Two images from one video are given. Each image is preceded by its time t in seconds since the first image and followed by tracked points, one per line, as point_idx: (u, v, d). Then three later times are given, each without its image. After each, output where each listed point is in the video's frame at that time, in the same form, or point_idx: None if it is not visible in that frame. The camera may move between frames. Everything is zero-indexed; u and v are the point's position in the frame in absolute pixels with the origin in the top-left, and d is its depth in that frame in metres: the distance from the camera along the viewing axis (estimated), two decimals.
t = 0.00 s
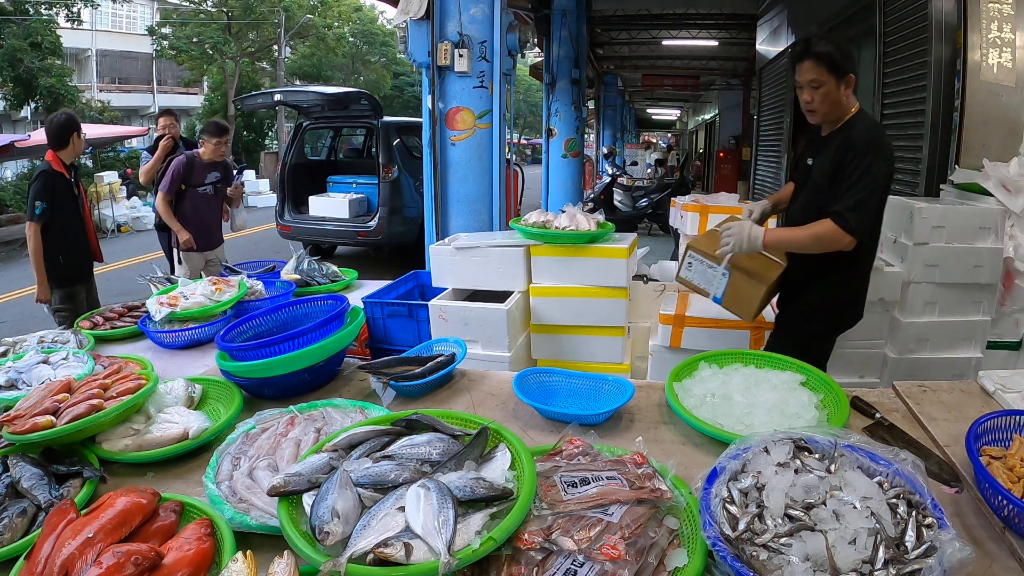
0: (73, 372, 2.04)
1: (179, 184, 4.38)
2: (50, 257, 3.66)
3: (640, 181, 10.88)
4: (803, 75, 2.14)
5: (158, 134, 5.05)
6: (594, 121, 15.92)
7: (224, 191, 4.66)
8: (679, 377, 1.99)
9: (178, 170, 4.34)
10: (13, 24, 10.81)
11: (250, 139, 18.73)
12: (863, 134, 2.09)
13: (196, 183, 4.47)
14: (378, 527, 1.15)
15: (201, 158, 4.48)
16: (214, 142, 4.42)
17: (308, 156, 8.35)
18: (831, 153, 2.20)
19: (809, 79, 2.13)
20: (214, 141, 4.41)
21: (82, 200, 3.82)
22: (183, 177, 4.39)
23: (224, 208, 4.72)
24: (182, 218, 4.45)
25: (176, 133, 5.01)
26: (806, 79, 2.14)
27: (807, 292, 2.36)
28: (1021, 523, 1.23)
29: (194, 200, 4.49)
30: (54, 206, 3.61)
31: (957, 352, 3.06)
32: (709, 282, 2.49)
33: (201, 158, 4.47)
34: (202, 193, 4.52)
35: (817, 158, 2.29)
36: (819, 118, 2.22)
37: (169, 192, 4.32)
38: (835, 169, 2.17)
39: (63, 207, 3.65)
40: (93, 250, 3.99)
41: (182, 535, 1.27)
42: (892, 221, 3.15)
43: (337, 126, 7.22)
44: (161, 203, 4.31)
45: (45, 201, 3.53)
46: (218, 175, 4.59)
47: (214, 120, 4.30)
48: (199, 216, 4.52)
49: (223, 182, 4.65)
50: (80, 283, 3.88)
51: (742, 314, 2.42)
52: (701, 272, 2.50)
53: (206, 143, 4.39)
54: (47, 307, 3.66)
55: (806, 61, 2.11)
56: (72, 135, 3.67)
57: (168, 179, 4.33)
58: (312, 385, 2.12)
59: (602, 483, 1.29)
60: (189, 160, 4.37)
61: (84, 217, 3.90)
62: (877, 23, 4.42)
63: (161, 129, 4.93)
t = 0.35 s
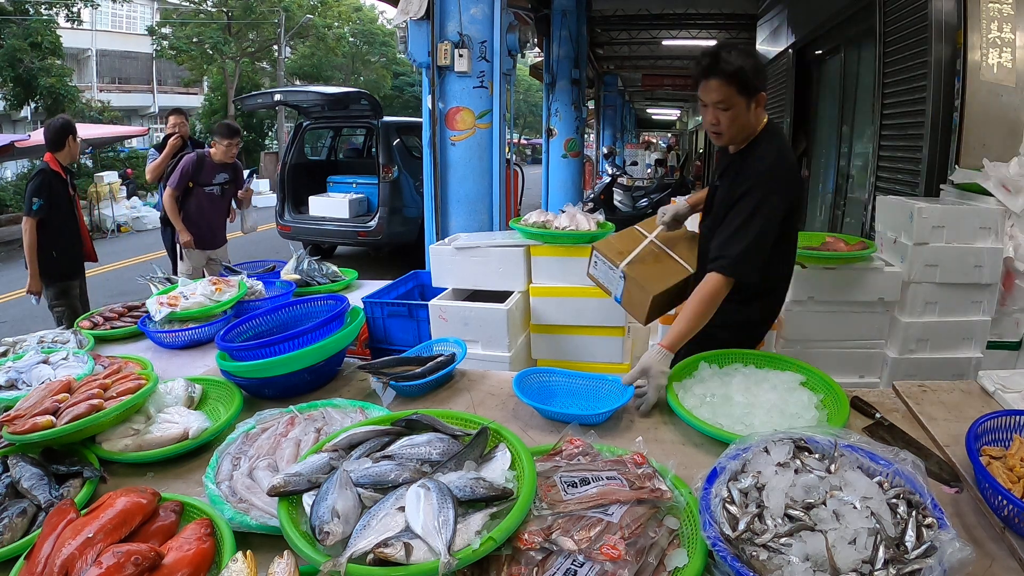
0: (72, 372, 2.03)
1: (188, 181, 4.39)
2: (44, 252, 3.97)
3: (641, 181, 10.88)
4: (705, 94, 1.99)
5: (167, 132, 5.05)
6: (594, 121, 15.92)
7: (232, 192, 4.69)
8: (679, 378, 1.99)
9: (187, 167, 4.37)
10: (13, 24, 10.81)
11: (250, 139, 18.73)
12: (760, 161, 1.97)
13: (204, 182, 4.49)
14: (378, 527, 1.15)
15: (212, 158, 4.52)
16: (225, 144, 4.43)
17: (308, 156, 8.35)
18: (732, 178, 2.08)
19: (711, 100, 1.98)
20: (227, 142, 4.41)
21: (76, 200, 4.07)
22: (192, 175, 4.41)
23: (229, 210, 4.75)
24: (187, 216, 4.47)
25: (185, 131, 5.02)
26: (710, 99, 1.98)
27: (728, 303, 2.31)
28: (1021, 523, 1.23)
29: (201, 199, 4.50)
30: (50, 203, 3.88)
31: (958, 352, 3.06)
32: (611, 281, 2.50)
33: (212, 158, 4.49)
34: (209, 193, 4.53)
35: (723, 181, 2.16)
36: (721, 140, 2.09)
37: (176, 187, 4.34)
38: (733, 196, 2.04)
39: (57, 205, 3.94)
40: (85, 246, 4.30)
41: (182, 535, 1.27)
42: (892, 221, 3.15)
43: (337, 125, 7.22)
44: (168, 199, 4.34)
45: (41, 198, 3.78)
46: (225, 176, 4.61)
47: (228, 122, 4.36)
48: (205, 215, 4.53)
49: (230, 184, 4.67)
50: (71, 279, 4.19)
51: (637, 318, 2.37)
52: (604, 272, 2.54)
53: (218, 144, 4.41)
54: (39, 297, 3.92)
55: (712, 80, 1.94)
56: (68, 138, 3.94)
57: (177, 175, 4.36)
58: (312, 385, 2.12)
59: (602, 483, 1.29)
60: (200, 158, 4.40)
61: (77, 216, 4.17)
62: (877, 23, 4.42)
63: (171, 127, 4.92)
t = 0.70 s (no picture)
0: (73, 372, 2.03)
1: (190, 181, 4.42)
2: (37, 246, 4.09)
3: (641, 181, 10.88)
4: (687, 87, 1.94)
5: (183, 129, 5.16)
6: (594, 121, 15.91)
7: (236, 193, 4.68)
8: (679, 378, 1.98)
9: (190, 167, 4.39)
10: (13, 24, 10.80)
11: (250, 139, 18.73)
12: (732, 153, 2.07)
13: (207, 182, 4.50)
14: (378, 527, 1.15)
15: (216, 158, 4.54)
16: (228, 144, 4.45)
17: (308, 157, 8.35)
18: (700, 172, 2.12)
19: (693, 93, 1.94)
20: (230, 141, 4.43)
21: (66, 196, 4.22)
22: (195, 174, 4.44)
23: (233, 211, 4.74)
24: (190, 215, 4.47)
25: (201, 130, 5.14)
26: (694, 92, 1.94)
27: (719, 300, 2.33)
28: (1021, 523, 1.23)
29: (203, 200, 4.51)
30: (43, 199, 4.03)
31: (957, 352, 3.06)
32: (544, 313, 2.44)
33: (216, 158, 4.51)
34: (211, 193, 4.54)
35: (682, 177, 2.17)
36: (683, 135, 2.09)
37: (178, 187, 4.38)
38: (716, 187, 2.10)
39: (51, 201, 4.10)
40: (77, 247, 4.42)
41: (183, 535, 1.27)
42: (892, 221, 3.16)
43: (338, 125, 7.22)
44: (170, 198, 4.37)
45: (32, 194, 3.95)
46: (229, 176, 4.61)
47: (232, 121, 4.37)
48: (206, 216, 4.53)
49: (234, 184, 4.67)
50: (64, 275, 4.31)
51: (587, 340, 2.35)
52: (536, 304, 2.46)
53: (221, 144, 4.43)
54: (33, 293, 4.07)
55: (698, 74, 1.92)
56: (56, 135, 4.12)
57: (180, 174, 4.39)
58: (312, 385, 2.12)
59: (602, 483, 1.29)
60: (202, 158, 4.42)
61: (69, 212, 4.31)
62: (877, 23, 4.42)
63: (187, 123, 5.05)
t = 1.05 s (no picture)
0: (73, 372, 2.03)
1: (190, 181, 4.42)
2: (32, 248, 4.19)
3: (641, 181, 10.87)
4: (688, 64, 1.97)
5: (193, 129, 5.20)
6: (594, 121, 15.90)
7: (237, 193, 4.67)
8: (679, 378, 1.98)
9: (191, 167, 4.38)
10: (13, 24, 10.80)
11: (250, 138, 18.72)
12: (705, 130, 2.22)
13: (208, 181, 4.49)
14: (378, 527, 1.15)
15: (217, 157, 4.53)
16: (229, 144, 4.45)
17: (308, 157, 8.35)
18: (692, 152, 2.19)
19: (693, 69, 1.98)
20: (231, 141, 4.43)
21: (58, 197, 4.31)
22: (195, 174, 4.43)
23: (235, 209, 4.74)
24: (191, 214, 4.48)
25: (208, 130, 5.15)
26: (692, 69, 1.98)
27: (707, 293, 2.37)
28: (1021, 523, 1.23)
29: (203, 200, 4.51)
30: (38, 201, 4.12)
31: (957, 351, 3.06)
32: (526, 347, 1.72)
33: (216, 157, 4.51)
34: (212, 193, 4.54)
35: (677, 161, 2.18)
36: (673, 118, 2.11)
37: (180, 187, 4.37)
38: (708, 164, 2.22)
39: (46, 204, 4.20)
40: (69, 247, 4.54)
41: (182, 535, 1.27)
42: (892, 221, 3.16)
43: (338, 125, 7.22)
44: (171, 198, 4.37)
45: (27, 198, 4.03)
46: (229, 175, 4.60)
47: (233, 121, 4.37)
48: (206, 217, 4.53)
49: (235, 183, 4.66)
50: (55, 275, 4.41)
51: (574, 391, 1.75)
52: (518, 334, 1.72)
53: (222, 143, 4.43)
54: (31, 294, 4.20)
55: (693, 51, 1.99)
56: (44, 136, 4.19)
57: (180, 174, 4.39)
58: (312, 385, 2.12)
59: (602, 484, 1.29)
60: (203, 158, 4.40)
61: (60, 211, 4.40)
62: (877, 23, 4.42)
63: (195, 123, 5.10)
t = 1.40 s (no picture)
0: (73, 372, 2.03)
1: (190, 181, 4.42)
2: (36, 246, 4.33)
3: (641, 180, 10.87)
4: (718, 57, 1.96)
5: (190, 129, 5.21)
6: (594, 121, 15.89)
7: (237, 192, 4.66)
8: (679, 378, 1.98)
9: (190, 167, 4.38)
10: (13, 24, 10.80)
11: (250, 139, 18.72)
12: (710, 123, 2.26)
13: (207, 180, 4.49)
14: (378, 527, 1.15)
15: (216, 157, 4.53)
16: (227, 142, 4.45)
17: (309, 157, 8.35)
18: (707, 146, 2.22)
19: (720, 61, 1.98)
20: (230, 141, 4.43)
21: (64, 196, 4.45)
22: (195, 174, 4.43)
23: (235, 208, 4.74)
24: (191, 214, 4.49)
25: (207, 130, 5.17)
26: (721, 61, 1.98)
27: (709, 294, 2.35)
28: (1021, 523, 1.23)
29: (203, 200, 4.51)
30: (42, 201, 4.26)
31: (957, 351, 3.07)
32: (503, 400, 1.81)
33: (215, 156, 4.50)
34: (212, 192, 4.54)
35: (698, 155, 2.19)
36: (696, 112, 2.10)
37: (179, 187, 4.37)
38: (719, 156, 2.27)
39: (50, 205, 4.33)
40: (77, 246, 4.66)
41: (182, 535, 1.27)
42: (892, 221, 3.16)
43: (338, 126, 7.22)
44: (171, 198, 4.37)
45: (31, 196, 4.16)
46: (229, 174, 4.60)
47: (231, 120, 4.37)
48: (206, 216, 4.54)
49: (235, 182, 4.66)
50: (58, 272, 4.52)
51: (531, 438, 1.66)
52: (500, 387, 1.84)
53: (221, 142, 4.43)
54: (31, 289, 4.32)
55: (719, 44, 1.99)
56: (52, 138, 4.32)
57: (180, 174, 4.39)
58: (312, 385, 2.12)
59: (602, 483, 1.29)
60: (203, 158, 4.41)
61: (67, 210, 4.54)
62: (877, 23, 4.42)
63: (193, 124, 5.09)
